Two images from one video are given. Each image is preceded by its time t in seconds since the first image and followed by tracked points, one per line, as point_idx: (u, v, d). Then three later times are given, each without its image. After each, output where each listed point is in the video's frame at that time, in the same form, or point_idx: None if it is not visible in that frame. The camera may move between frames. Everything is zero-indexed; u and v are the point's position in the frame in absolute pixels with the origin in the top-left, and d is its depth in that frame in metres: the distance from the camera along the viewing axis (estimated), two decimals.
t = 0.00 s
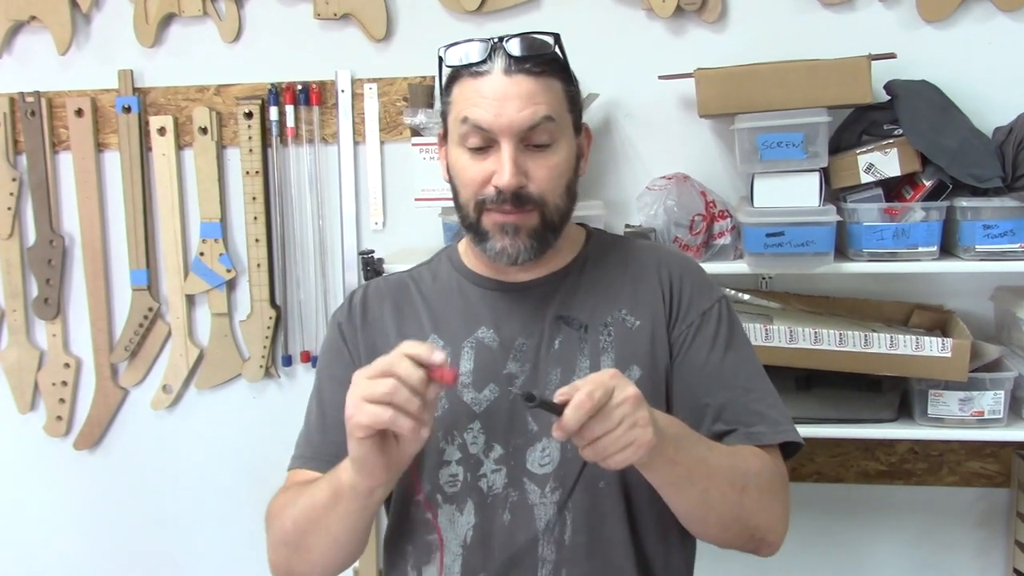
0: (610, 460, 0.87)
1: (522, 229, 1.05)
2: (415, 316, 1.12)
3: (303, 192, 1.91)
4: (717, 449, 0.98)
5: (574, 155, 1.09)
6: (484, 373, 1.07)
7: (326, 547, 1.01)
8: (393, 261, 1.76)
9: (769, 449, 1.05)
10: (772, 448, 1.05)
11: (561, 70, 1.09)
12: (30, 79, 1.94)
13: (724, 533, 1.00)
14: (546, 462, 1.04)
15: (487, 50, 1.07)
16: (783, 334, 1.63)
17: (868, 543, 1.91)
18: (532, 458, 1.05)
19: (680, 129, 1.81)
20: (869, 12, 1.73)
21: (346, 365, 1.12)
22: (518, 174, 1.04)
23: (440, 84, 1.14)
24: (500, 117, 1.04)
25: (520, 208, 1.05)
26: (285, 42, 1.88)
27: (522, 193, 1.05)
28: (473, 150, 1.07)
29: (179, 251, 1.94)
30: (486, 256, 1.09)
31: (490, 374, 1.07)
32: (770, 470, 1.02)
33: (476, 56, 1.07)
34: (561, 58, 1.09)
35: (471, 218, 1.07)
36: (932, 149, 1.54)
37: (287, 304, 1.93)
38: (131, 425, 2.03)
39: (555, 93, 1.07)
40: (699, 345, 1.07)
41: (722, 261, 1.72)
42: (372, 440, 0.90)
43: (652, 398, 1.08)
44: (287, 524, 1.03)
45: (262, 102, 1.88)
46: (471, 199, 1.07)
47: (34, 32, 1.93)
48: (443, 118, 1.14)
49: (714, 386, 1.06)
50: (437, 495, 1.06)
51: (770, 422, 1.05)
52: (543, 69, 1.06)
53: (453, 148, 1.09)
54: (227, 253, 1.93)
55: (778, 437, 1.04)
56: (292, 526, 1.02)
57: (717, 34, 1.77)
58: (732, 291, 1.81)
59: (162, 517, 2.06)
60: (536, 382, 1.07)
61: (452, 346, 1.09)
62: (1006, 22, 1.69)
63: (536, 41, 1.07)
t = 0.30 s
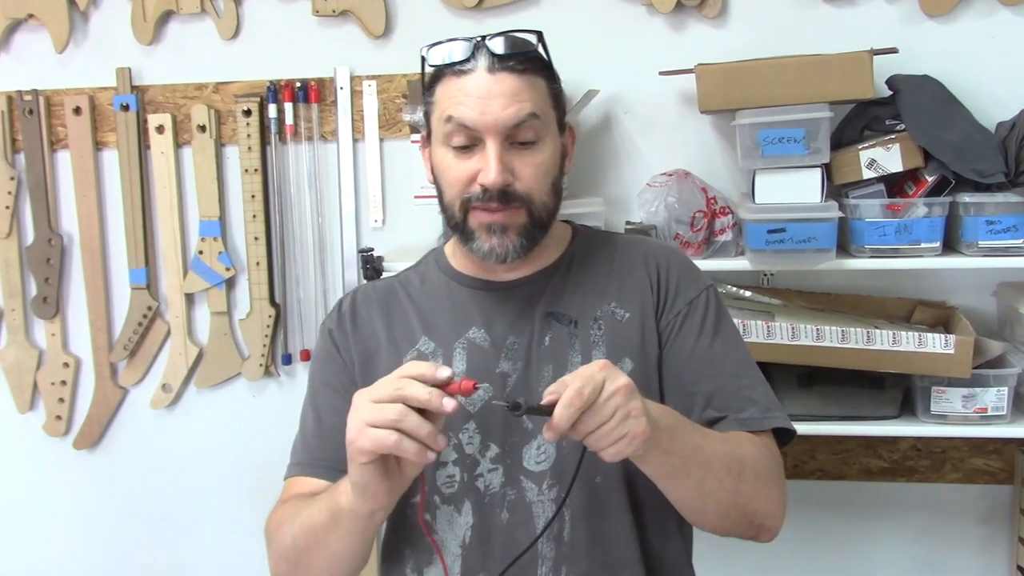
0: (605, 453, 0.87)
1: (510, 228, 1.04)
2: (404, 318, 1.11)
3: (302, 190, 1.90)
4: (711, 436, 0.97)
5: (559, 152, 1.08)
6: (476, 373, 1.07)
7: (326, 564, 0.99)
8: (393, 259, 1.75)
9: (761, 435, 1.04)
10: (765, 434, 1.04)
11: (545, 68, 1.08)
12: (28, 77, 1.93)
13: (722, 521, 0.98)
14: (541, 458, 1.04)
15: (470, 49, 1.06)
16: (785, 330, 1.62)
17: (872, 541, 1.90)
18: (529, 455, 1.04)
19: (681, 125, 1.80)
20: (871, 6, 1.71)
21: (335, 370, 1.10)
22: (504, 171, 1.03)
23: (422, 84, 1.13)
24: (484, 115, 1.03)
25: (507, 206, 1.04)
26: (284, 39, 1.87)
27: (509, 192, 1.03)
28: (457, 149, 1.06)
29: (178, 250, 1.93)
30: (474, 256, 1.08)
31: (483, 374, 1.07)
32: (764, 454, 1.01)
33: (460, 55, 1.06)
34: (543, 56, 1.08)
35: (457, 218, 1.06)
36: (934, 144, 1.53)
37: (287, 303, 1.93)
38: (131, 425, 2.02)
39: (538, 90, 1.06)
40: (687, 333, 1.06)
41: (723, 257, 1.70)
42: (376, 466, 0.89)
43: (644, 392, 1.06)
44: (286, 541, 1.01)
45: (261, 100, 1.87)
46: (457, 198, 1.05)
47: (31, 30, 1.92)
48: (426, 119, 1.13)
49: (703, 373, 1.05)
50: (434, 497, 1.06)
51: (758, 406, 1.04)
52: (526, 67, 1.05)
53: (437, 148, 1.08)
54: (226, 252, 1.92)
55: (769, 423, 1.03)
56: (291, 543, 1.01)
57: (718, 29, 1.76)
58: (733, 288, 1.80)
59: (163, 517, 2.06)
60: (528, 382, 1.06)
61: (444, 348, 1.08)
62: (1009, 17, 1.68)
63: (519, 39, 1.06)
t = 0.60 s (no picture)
0: (594, 454, 0.86)
1: (501, 231, 1.03)
2: (394, 319, 1.09)
3: (300, 188, 1.89)
4: (706, 435, 0.96)
5: (547, 149, 1.06)
6: (468, 375, 1.05)
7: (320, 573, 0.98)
8: (392, 256, 1.74)
9: (758, 435, 1.02)
10: (761, 433, 1.02)
11: (530, 62, 1.07)
12: (24, 74, 1.92)
13: (717, 522, 0.97)
14: (534, 461, 1.02)
15: (453, 46, 1.04)
16: (787, 327, 1.60)
17: (874, 539, 1.89)
18: (522, 458, 1.03)
19: (681, 121, 1.79)
20: None
21: (326, 373, 1.09)
22: (491, 169, 1.01)
23: (406, 83, 1.11)
24: (469, 112, 1.01)
25: (496, 206, 1.03)
26: (281, 35, 1.86)
27: (497, 190, 1.02)
28: (443, 148, 1.04)
29: (175, 248, 1.92)
30: (466, 260, 1.06)
31: (475, 376, 1.05)
32: (760, 453, 1.00)
33: (443, 52, 1.04)
34: (528, 50, 1.07)
35: (445, 220, 1.05)
36: (937, 139, 1.52)
37: (285, 301, 1.92)
38: (130, 424, 2.01)
39: (524, 86, 1.04)
40: (680, 330, 1.05)
41: (723, 254, 1.69)
42: (368, 476, 0.88)
43: (637, 392, 1.05)
44: (279, 552, 1.00)
45: (258, 96, 1.85)
46: (445, 199, 1.04)
47: (27, 27, 1.91)
48: (411, 119, 1.12)
49: (697, 372, 1.03)
50: (426, 502, 1.04)
51: (752, 404, 1.02)
52: (510, 62, 1.04)
53: (423, 148, 1.06)
54: (223, 250, 1.91)
55: (764, 422, 1.01)
56: (284, 553, 0.99)
57: (718, 24, 1.75)
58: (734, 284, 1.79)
59: (162, 516, 2.05)
60: (521, 383, 1.05)
61: (435, 350, 1.07)
62: (1012, 10, 1.66)
63: (503, 34, 1.04)
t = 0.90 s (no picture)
0: (585, 460, 0.84)
1: (491, 235, 1.01)
2: (382, 323, 1.07)
3: (296, 186, 1.86)
4: (703, 440, 0.93)
5: (539, 148, 1.04)
6: (459, 380, 1.03)
7: None
8: (388, 256, 1.72)
9: (757, 439, 1.00)
10: (761, 438, 1.00)
11: (521, 59, 1.04)
12: (16, 72, 1.90)
13: (715, 530, 0.94)
14: (527, 468, 1.00)
15: (441, 43, 1.02)
16: (789, 327, 1.58)
17: (878, 541, 1.86)
18: (514, 465, 1.00)
19: (682, 117, 1.76)
20: None
21: (312, 378, 1.07)
22: (481, 170, 0.99)
23: (394, 80, 1.09)
24: (458, 112, 0.99)
25: (487, 207, 1.01)
26: (276, 32, 1.84)
27: (488, 191, 1.00)
28: (432, 149, 1.02)
29: (170, 247, 1.90)
30: (456, 265, 1.05)
31: (464, 381, 1.03)
32: (759, 459, 0.97)
33: (431, 49, 1.02)
34: (519, 46, 1.04)
35: (436, 222, 1.03)
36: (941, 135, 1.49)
37: (281, 301, 1.89)
38: (126, 425, 1.99)
39: (514, 83, 1.02)
40: (676, 332, 1.03)
41: (724, 253, 1.65)
42: (347, 495, 0.86)
43: (632, 395, 1.03)
44: (262, 567, 0.98)
45: (253, 93, 1.83)
46: (434, 201, 1.02)
47: (20, 24, 1.89)
48: (398, 117, 1.09)
49: (694, 375, 1.01)
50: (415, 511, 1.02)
51: (751, 407, 1.00)
52: (500, 59, 1.01)
53: (411, 148, 1.04)
54: (219, 249, 1.89)
55: (763, 426, 0.99)
56: (266, 569, 0.97)
57: (718, 18, 1.72)
58: (735, 282, 1.76)
59: (158, 517, 2.03)
60: (513, 389, 1.03)
61: (424, 353, 1.05)
62: (1018, 3, 1.63)
63: (493, 30, 1.01)
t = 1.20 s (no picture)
0: (576, 471, 0.81)
1: (484, 235, 0.99)
2: (372, 326, 1.05)
3: (298, 181, 1.84)
4: (701, 451, 0.90)
5: (534, 144, 1.02)
6: (451, 386, 1.02)
7: None
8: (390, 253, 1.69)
9: (762, 449, 0.97)
10: (765, 448, 0.96)
11: (514, 51, 1.01)
12: (17, 64, 1.88)
13: (714, 545, 0.91)
14: (519, 479, 0.98)
15: (431, 34, 0.99)
16: (799, 329, 1.54)
17: (889, 548, 1.82)
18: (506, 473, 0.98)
19: (691, 112, 1.72)
20: None
21: (299, 382, 1.04)
22: (473, 166, 0.96)
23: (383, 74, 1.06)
24: (448, 106, 0.96)
25: (479, 207, 0.99)
26: (280, 25, 1.81)
27: (481, 189, 0.97)
28: (421, 144, 0.99)
29: (171, 243, 1.87)
30: (448, 266, 1.02)
31: (455, 386, 1.01)
32: (762, 470, 0.94)
33: (421, 41, 0.99)
34: (512, 38, 1.01)
35: (426, 221, 1.00)
36: (959, 133, 1.44)
37: (283, 298, 1.87)
38: (127, 422, 1.97)
39: (507, 76, 0.99)
40: (676, 337, 1.01)
41: (733, 252, 1.62)
42: (323, 506, 0.84)
43: (629, 402, 1.01)
44: None
45: (256, 87, 1.80)
46: (424, 198, 0.99)
47: (21, 15, 1.87)
48: (388, 111, 1.06)
49: (696, 381, 0.99)
50: (404, 522, 0.99)
51: (755, 416, 0.97)
52: (492, 51, 0.98)
53: (400, 144, 1.01)
54: (220, 245, 1.86)
55: (766, 434, 0.96)
56: None
57: (729, 12, 1.68)
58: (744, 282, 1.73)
59: (160, 515, 2.01)
60: (507, 395, 1.01)
61: (414, 358, 1.03)
62: None
63: (485, 21, 0.98)
